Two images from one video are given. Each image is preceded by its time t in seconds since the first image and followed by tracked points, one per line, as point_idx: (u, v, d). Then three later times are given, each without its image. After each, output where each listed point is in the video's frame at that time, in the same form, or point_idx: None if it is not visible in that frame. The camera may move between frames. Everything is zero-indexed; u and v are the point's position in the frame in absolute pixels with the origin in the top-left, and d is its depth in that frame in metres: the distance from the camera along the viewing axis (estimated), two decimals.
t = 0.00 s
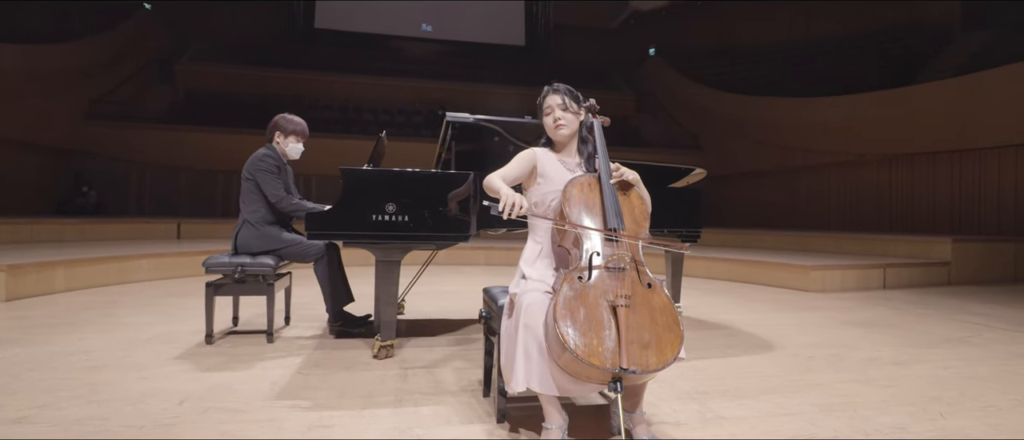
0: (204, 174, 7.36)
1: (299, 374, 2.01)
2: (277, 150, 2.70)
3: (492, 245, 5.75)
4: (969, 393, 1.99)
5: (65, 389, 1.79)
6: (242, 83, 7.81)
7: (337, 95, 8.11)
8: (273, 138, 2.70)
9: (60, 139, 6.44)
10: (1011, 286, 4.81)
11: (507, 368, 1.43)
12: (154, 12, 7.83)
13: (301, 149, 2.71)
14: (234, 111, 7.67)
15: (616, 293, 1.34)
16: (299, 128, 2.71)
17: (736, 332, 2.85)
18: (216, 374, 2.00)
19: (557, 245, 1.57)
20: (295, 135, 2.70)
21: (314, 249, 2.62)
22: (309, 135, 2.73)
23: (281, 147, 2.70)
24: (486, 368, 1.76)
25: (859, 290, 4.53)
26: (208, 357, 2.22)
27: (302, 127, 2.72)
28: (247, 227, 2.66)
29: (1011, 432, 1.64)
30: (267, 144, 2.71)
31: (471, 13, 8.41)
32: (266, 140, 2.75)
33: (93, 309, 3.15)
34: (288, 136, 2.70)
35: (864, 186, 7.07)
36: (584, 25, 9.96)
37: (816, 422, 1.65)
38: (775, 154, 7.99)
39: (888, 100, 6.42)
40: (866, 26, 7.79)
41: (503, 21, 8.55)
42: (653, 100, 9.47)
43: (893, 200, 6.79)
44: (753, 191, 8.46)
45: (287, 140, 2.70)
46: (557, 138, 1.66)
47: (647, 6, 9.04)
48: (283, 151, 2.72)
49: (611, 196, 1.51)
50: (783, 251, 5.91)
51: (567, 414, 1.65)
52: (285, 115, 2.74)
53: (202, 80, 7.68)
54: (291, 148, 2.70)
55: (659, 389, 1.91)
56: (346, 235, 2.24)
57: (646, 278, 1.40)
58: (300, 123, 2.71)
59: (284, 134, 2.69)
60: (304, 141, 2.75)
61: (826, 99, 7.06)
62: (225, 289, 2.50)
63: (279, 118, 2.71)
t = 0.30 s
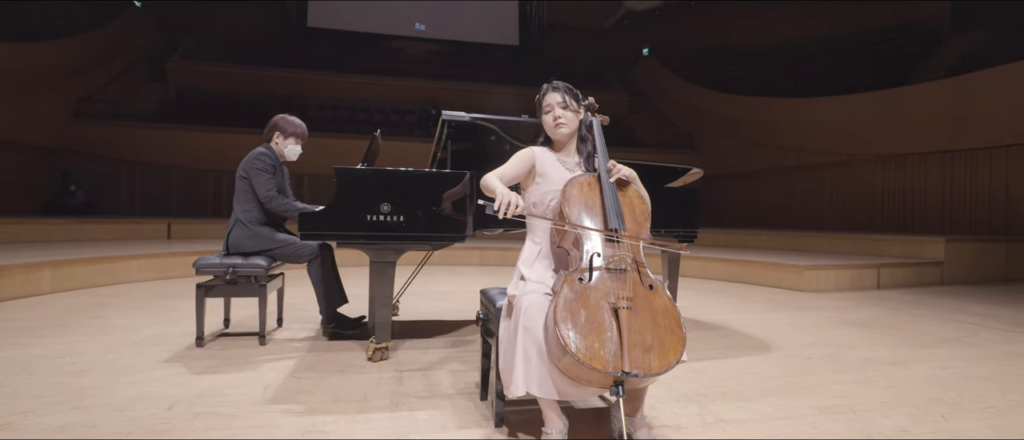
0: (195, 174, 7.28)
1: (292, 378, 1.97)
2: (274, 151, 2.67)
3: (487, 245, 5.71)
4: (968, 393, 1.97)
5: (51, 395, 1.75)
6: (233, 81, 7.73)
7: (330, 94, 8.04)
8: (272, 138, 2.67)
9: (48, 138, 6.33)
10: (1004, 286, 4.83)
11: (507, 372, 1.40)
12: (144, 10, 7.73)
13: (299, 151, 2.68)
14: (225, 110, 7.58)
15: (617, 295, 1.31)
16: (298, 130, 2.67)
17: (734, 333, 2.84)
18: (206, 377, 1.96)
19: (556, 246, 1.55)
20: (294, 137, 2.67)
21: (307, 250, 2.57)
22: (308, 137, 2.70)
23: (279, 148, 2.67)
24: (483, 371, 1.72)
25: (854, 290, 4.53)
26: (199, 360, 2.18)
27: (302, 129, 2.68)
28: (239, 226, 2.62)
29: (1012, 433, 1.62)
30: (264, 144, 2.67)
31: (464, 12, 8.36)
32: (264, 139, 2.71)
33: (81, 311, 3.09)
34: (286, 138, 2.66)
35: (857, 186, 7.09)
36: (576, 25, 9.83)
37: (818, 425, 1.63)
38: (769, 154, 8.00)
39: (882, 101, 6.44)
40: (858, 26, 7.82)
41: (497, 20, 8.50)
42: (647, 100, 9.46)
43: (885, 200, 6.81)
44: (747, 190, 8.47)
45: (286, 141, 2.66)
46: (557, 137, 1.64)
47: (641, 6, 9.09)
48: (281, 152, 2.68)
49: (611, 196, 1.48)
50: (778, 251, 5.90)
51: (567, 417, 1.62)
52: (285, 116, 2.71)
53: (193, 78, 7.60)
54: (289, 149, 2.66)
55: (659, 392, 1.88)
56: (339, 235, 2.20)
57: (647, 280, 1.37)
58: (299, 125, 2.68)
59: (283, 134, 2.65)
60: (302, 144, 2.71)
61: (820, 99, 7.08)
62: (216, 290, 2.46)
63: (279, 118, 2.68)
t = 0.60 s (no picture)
0: (186, 173, 7.20)
1: (286, 381, 1.94)
2: (271, 151, 2.63)
3: (482, 245, 5.68)
4: (969, 395, 1.96)
5: (37, 400, 1.70)
6: (224, 79, 7.65)
7: (322, 93, 7.98)
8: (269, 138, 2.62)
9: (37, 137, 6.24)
10: (996, 286, 4.85)
11: (506, 376, 1.38)
12: (134, 7, 7.64)
13: (296, 153, 2.64)
14: (217, 109, 7.51)
15: (620, 297, 1.29)
16: (297, 131, 2.63)
17: (732, 334, 2.82)
18: (197, 381, 1.92)
19: (556, 247, 1.52)
20: (293, 138, 2.63)
21: (302, 250, 2.54)
22: (307, 139, 2.66)
23: (277, 148, 2.63)
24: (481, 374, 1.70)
25: (849, 290, 4.54)
26: (191, 364, 2.13)
27: (301, 130, 2.65)
28: (232, 227, 2.58)
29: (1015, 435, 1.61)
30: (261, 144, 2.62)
31: (458, 11, 8.31)
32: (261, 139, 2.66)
33: (69, 313, 3.03)
34: (285, 139, 2.62)
35: (850, 186, 7.11)
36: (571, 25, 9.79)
37: (820, 428, 1.61)
38: (763, 154, 8.01)
39: (875, 101, 6.45)
40: (852, 27, 7.83)
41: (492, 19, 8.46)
42: (642, 100, 9.45)
43: (878, 200, 6.83)
44: (741, 190, 8.48)
45: (284, 142, 2.62)
46: (557, 136, 1.62)
47: (636, 5, 8.88)
48: (278, 153, 2.64)
49: (612, 196, 1.46)
50: (773, 251, 5.90)
51: (567, 421, 1.59)
52: (284, 116, 2.66)
53: (184, 76, 7.51)
54: (286, 150, 2.62)
55: (659, 394, 1.86)
56: (333, 235, 2.17)
57: (650, 281, 1.35)
58: (299, 126, 2.64)
59: (281, 135, 2.61)
60: (300, 145, 2.68)
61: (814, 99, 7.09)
62: (208, 292, 2.41)
63: (278, 118, 2.63)
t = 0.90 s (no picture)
0: (177, 173, 7.11)
1: (279, 385, 1.90)
2: (265, 151, 2.59)
3: (476, 246, 5.64)
4: (970, 396, 1.95)
5: (22, 405, 1.66)
6: (215, 78, 7.57)
7: (315, 92, 7.91)
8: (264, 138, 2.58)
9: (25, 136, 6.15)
10: (989, 286, 4.87)
11: (507, 379, 1.35)
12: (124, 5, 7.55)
13: (292, 153, 2.60)
14: (209, 108, 7.43)
15: (623, 299, 1.26)
16: (293, 131, 2.59)
17: (729, 335, 2.81)
18: (187, 386, 1.87)
19: (556, 247, 1.50)
20: (289, 138, 2.58)
21: (295, 251, 2.50)
22: (303, 138, 2.62)
23: (272, 149, 2.59)
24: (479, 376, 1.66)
25: (844, 290, 4.54)
26: (181, 367, 2.09)
27: (297, 130, 2.60)
28: (222, 229, 2.54)
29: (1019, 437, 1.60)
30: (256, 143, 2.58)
31: (452, 10, 8.26)
32: (257, 138, 2.62)
33: (56, 315, 2.97)
34: (280, 138, 2.57)
35: (844, 186, 7.13)
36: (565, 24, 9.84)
37: (823, 430, 1.59)
38: (757, 154, 8.02)
39: (868, 101, 6.48)
40: (846, 28, 7.85)
41: (486, 19, 8.41)
42: (636, 100, 9.45)
43: (870, 200, 6.85)
44: (735, 190, 8.49)
45: (279, 142, 2.57)
46: (557, 135, 1.59)
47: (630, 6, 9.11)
48: (273, 153, 2.60)
49: (614, 196, 1.43)
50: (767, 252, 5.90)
51: (567, 425, 1.56)
52: (279, 115, 2.61)
53: (175, 75, 7.43)
54: (282, 151, 2.58)
55: (659, 397, 1.84)
56: (328, 235, 2.13)
57: (653, 283, 1.32)
58: (296, 126, 2.60)
59: (276, 135, 2.57)
60: (296, 145, 2.63)
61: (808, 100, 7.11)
62: (199, 294, 2.37)
63: (274, 117, 2.59)
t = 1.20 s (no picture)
0: (167, 172, 7.03)
1: (273, 389, 1.86)
2: (258, 151, 2.54)
3: (471, 246, 5.60)
4: (970, 397, 1.95)
5: (7, 412, 1.61)
6: (206, 76, 7.48)
7: (309, 92, 7.86)
8: (257, 137, 2.53)
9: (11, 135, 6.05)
10: (981, 286, 4.89)
11: (507, 383, 1.32)
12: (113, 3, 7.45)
13: (286, 152, 2.56)
14: (200, 107, 7.35)
15: (626, 302, 1.23)
16: (286, 128, 2.55)
17: (728, 335, 2.79)
18: (178, 390, 1.83)
19: (557, 248, 1.47)
20: (282, 136, 2.54)
21: (288, 252, 2.46)
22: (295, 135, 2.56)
23: (265, 148, 2.54)
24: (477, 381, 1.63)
25: (839, 290, 4.54)
26: (172, 371, 2.05)
27: (290, 127, 2.56)
28: (213, 231, 2.50)
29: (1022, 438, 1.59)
30: (247, 143, 2.53)
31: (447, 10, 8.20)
32: (247, 138, 2.57)
33: (43, 318, 2.91)
34: (274, 137, 2.53)
35: (837, 186, 7.14)
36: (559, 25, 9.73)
37: (826, 433, 1.57)
38: (751, 154, 8.03)
39: (862, 101, 6.49)
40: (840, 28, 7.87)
41: (481, 19, 8.36)
42: (630, 100, 9.45)
43: (864, 200, 6.87)
44: (729, 190, 8.50)
45: (273, 141, 2.53)
46: (557, 133, 1.56)
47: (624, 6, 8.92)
48: (266, 153, 2.56)
49: (616, 196, 1.41)
50: (762, 252, 5.90)
51: (568, 428, 1.53)
52: (268, 112, 2.55)
53: (165, 73, 7.34)
54: (276, 150, 2.54)
55: (659, 400, 1.82)
56: (322, 236, 2.09)
57: (656, 285, 1.30)
58: (288, 123, 2.55)
59: (270, 134, 2.52)
60: (289, 143, 2.59)
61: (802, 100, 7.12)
62: (190, 296, 2.33)
63: (264, 115, 2.53)
